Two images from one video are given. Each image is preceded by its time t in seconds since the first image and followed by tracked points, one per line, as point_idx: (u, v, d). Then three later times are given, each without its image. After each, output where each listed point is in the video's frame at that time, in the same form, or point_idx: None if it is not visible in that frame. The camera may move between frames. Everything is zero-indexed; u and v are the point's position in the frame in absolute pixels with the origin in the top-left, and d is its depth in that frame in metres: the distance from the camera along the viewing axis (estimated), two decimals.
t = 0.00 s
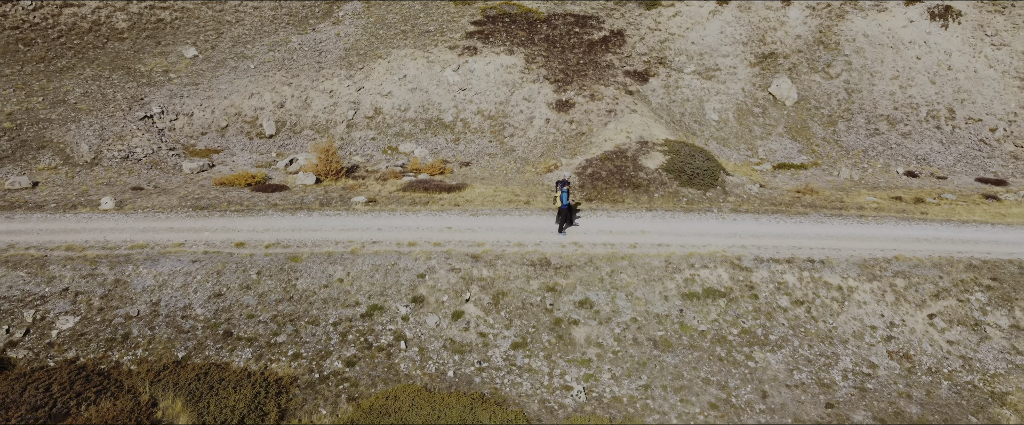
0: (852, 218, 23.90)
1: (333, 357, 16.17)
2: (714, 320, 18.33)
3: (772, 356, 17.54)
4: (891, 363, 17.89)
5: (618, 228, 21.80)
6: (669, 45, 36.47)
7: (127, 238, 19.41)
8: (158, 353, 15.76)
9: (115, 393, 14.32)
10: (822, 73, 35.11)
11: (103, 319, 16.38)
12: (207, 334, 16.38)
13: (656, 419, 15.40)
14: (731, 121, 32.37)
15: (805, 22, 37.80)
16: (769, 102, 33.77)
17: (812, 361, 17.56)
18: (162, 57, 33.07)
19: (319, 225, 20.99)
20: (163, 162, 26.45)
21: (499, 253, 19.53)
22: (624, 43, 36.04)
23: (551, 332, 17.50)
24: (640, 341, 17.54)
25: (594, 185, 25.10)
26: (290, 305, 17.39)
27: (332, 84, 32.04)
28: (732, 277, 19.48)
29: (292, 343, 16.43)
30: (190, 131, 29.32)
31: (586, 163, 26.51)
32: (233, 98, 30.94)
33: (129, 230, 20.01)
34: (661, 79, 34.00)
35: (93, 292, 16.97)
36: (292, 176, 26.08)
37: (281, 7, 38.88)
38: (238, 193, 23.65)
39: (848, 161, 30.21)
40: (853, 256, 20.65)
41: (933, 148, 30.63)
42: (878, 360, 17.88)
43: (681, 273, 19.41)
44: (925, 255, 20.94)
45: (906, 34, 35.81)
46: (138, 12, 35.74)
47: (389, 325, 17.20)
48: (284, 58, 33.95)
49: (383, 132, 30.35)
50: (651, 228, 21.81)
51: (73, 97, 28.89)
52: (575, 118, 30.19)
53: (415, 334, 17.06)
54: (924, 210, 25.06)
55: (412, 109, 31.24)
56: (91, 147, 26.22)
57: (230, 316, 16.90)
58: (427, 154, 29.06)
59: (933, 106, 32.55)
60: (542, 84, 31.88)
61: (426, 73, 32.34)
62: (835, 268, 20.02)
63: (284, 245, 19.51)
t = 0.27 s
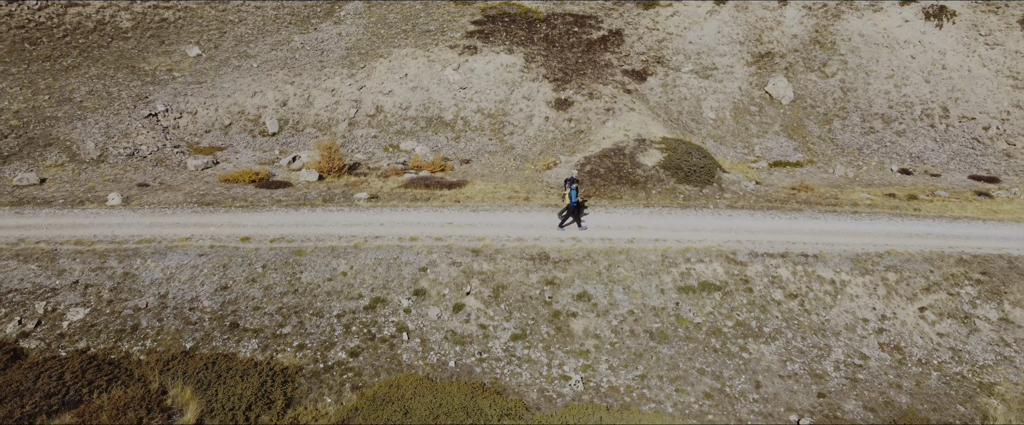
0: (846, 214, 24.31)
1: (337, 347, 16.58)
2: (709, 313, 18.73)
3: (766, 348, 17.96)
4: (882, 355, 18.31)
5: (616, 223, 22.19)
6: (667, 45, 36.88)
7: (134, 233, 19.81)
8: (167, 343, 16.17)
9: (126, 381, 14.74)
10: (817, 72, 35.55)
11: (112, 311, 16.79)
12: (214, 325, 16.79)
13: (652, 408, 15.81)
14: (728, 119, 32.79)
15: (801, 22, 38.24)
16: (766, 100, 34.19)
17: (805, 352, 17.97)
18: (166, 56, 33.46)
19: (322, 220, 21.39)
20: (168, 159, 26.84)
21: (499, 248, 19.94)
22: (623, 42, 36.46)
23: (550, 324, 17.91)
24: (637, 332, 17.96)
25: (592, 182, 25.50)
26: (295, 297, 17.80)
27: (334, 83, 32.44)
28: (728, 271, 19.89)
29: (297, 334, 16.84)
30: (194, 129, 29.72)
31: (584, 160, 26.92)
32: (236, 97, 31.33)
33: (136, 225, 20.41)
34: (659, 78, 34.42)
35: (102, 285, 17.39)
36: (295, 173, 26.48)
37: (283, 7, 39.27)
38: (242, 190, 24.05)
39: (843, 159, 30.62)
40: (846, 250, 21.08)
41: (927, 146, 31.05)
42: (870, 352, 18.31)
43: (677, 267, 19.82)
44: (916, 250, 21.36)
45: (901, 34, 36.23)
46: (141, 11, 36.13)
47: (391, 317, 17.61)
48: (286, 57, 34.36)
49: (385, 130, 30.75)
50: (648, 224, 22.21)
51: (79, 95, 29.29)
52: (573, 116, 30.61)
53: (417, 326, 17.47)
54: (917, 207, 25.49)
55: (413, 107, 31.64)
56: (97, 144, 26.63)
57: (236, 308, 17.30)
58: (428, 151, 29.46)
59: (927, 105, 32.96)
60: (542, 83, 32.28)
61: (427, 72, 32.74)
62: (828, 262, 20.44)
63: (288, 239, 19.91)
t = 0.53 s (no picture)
0: (840, 209, 24.74)
1: (342, 338, 17.02)
2: (705, 305, 19.17)
3: (760, 339, 18.40)
4: (874, 346, 18.74)
5: (615, 219, 22.62)
6: (665, 44, 37.31)
7: (142, 227, 20.24)
8: (175, 333, 16.60)
9: (137, 369, 15.18)
10: (814, 70, 35.99)
11: (123, 302, 17.23)
12: (222, 316, 17.22)
13: (649, 396, 16.24)
14: (725, 118, 33.22)
15: (798, 21, 38.69)
16: (762, 99, 34.62)
17: (798, 343, 18.40)
18: (170, 55, 33.88)
19: (326, 215, 21.82)
20: (174, 156, 27.25)
21: (500, 242, 20.37)
22: (621, 41, 36.89)
23: (550, 315, 18.34)
24: (634, 324, 18.40)
25: (591, 178, 25.92)
26: (300, 289, 18.23)
27: (336, 81, 32.86)
28: (723, 264, 20.33)
29: (303, 325, 17.27)
30: (198, 127, 30.14)
31: (583, 157, 27.34)
32: (240, 95, 31.75)
33: (144, 220, 20.84)
34: (657, 77, 34.85)
35: (112, 277, 17.84)
36: (299, 170, 26.91)
37: (285, 6, 39.67)
38: (247, 186, 24.47)
39: (838, 156, 31.05)
40: (840, 244, 21.52)
41: (922, 144, 31.48)
42: (862, 343, 18.74)
43: (674, 260, 20.25)
44: (908, 244, 21.80)
45: (896, 33, 36.67)
46: (146, 11, 36.56)
47: (394, 308, 18.04)
48: (289, 56, 34.78)
49: (387, 127, 31.17)
50: (646, 219, 22.63)
51: (85, 93, 29.71)
52: (573, 114, 31.04)
53: (419, 317, 17.90)
54: (910, 203, 25.92)
55: (414, 105, 32.06)
56: (104, 141, 27.05)
57: (243, 300, 17.73)
58: (429, 149, 29.88)
59: (922, 103, 33.39)
60: (541, 81, 32.71)
61: (428, 70, 33.16)
62: (822, 256, 20.88)
63: (293, 233, 20.35)
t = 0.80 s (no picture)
0: (834, 204, 25.28)
1: (348, 327, 17.55)
2: (701, 296, 19.72)
3: (754, 328, 18.94)
4: (865, 335, 19.28)
5: (613, 213, 23.16)
6: (663, 43, 37.85)
7: (153, 221, 20.78)
8: (187, 322, 17.13)
9: (151, 356, 15.73)
10: (809, 69, 36.55)
11: (135, 292, 17.77)
12: (231, 305, 17.76)
13: (645, 382, 16.77)
14: (722, 115, 33.75)
15: (794, 20, 39.23)
16: (759, 97, 35.17)
17: (791, 333, 18.95)
18: (176, 53, 34.39)
19: (332, 209, 22.34)
20: (181, 152, 27.77)
21: (501, 235, 20.91)
22: (620, 40, 37.43)
23: (550, 305, 18.88)
24: (632, 314, 18.94)
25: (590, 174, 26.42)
26: (307, 280, 18.76)
27: (339, 79, 33.37)
28: (719, 256, 20.87)
29: (310, 314, 17.80)
30: (204, 124, 30.66)
31: (583, 154, 27.86)
32: (245, 93, 32.27)
33: (154, 213, 21.38)
34: (655, 75, 35.39)
35: (125, 268, 18.38)
36: (303, 166, 27.42)
37: (289, 6, 40.18)
38: (253, 181, 25.00)
39: (833, 153, 31.59)
40: (832, 238, 22.07)
41: (915, 141, 32.03)
42: (853, 333, 19.28)
43: (671, 253, 20.79)
44: (899, 238, 22.35)
45: (891, 32, 37.20)
46: (152, 10, 37.07)
47: (399, 298, 18.57)
48: (293, 54, 35.29)
49: (389, 125, 31.69)
50: (644, 213, 23.16)
51: (93, 91, 30.24)
52: (572, 111, 31.57)
53: (423, 307, 18.43)
54: (902, 198, 26.47)
55: (416, 103, 32.58)
56: (112, 138, 27.58)
57: (251, 290, 18.26)
58: (431, 145, 30.40)
59: (915, 101, 33.93)
60: (541, 79, 33.24)
61: (430, 69, 33.68)
62: (814, 249, 21.42)
63: (300, 226, 20.88)
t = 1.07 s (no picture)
0: (829, 200, 25.75)
1: (353, 318, 18.02)
2: (697, 289, 20.20)
3: (749, 320, 19.42)
4: (858, 327, 19.74)
5: (612, 208, 23.63)
6: (661, 42, 38.31)
7: (162, 216, 21.25)
8: (197, 313, 17.60)
9: (163, 345, 16.21)
10: (806, 68, 37.03)
11: (146, 284, 18.25)
12: (240, 297, 18.22)
13: (643, 372, 17.24)
14: (720, 113, 34.22)
15: (791, 20, 39.72)
16: (756, 95, 35.64)
17: (785, 324, 19.42)
18: (181, 52, 34.85)
19: (337, 205, 22.81)
20: (187, 150, 28.24)
21: (502, 229, 21.40)
22: (619, 39, 37.90)
23: (550, 298, 19.35)
24: (630, 306, 19.42)
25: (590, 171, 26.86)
26: (314, 273, 19.23)
27: (342, 78, 33.82)
28: (715, 250, 21.34)
29: (316, 306, 18.27)
30: (209, 122, 31.12)
31: (582, 151, 28.32)
32: (249, 91, 32.72)
33: (163, 209, 21.85)
34: (654, 74, 35.86)
35: (136, 261, 18.86)
36: (308, 163, 27.88)
37: (292, 5, 40.64)
38: (259, 178, 25.46)
39: (829, 150, 32.05)
40: (826, 232, 22.55)
41: (910, 138, 32.51)
42: (846, 324, 19.75)
43: (668, 247, 21.26)
44: (892, 232, 22.84)
45: (887, 31, 37.68)
46: (156, 10, 37.53)
47: (403, 291, 19.04)
48: (296, 54, 35.76)
49: (391, 123, 32.15)
50: (643, 209, 23.63)
51: (100, 89, 30.70)
52: (572, 110, 32.04)
53: (426, 299, 18.90)
54: (896, 194, 26.95)
55: (418, 101, 33.04)
56: (119, 135, 28.05)
57: (259, 283, 18.73)
58: (433, 143, 30.86)
59: (910, 100, 34.40)
60: (541, 78, 33.71)
61: (432, 68, 34.14)
62: (809, 243, 21.89)
63: (306, 221, 21.36)
